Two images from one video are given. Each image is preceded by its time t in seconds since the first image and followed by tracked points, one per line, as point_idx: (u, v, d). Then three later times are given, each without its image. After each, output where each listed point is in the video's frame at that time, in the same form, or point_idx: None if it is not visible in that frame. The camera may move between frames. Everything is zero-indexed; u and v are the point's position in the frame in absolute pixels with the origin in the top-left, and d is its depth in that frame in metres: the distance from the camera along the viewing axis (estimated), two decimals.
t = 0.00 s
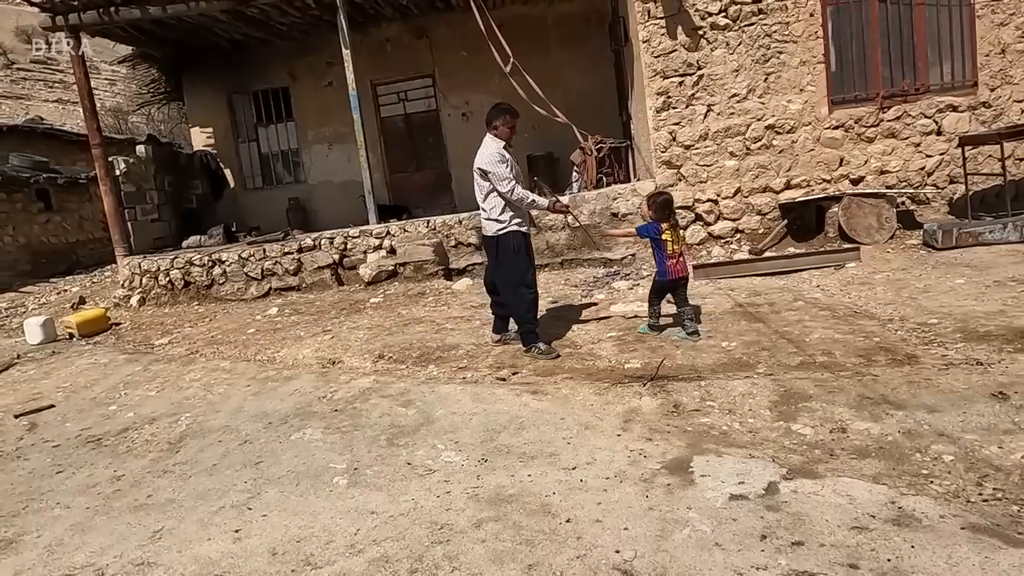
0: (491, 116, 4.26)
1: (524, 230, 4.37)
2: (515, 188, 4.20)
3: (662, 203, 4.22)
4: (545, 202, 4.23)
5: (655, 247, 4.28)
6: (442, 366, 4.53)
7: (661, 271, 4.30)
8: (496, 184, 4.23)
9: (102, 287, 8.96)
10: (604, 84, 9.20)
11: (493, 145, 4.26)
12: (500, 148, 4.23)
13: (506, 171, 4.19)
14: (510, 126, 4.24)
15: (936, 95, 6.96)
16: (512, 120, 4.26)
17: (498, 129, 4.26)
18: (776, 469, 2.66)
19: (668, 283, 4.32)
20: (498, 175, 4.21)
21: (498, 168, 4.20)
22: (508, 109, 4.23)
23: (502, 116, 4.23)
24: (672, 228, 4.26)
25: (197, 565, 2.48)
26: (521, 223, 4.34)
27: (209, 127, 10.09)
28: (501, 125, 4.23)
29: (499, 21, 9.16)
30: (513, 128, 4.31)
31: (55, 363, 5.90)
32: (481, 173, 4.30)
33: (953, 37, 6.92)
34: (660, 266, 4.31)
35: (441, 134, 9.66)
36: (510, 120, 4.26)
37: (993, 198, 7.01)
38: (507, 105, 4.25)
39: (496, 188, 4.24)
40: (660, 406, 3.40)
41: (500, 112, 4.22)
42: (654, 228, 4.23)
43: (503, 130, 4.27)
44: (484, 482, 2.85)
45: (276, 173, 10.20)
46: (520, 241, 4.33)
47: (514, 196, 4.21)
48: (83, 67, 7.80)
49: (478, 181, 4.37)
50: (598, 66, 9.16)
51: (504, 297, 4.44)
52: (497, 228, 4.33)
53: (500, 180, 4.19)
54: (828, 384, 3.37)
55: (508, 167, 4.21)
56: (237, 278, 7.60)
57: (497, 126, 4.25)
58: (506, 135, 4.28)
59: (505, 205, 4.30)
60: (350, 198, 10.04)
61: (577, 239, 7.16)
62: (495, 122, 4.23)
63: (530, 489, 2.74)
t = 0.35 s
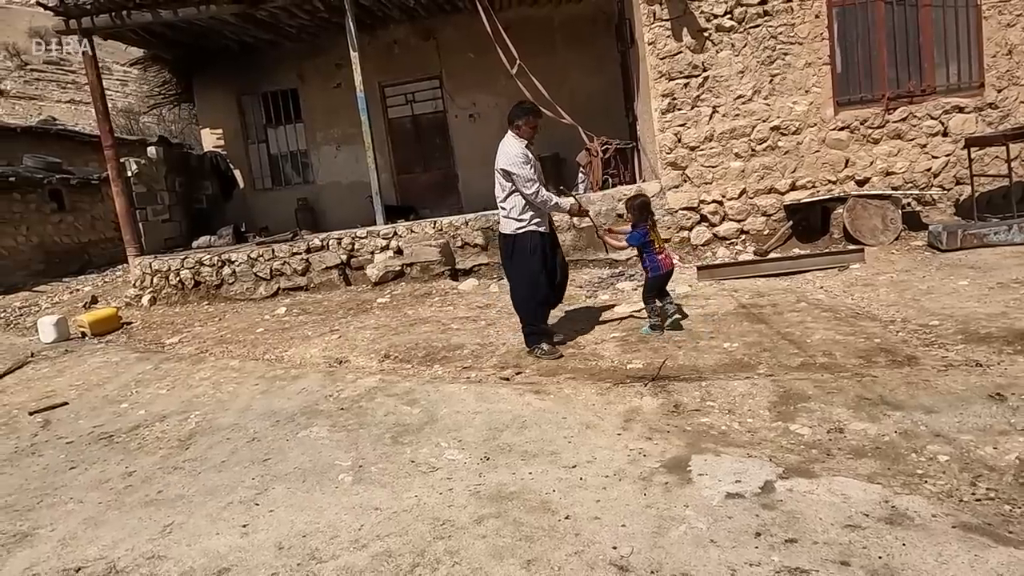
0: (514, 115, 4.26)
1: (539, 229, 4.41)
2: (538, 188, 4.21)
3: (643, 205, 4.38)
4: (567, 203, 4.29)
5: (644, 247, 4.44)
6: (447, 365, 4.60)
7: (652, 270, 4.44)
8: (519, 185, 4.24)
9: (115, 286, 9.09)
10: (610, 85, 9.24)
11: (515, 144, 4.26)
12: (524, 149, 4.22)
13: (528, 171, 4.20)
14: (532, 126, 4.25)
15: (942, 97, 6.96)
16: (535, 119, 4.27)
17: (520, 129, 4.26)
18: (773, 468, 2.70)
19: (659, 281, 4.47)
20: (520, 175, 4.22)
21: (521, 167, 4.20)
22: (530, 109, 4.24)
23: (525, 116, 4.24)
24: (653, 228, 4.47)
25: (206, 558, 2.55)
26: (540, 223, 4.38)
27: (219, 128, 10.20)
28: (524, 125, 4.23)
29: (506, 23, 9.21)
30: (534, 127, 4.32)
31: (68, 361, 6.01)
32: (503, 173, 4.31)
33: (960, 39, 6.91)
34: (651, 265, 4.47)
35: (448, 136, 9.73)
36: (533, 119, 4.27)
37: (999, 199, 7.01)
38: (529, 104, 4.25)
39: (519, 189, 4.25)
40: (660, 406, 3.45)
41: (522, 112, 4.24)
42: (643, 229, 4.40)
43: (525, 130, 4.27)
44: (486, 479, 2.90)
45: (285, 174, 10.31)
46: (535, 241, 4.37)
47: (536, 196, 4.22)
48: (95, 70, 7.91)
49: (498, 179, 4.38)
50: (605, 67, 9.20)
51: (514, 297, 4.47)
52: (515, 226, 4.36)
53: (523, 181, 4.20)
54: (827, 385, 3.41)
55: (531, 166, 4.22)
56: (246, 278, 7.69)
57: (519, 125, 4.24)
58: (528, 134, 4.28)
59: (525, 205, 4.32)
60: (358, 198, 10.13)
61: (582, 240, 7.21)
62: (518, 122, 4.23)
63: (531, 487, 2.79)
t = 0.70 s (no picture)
0: (542, 114, 4.25)
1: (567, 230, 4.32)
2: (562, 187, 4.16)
3: (642, 201, 4.52)
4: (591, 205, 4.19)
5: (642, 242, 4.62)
6: (450, 362, 4.66)
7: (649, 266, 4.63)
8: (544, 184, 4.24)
9: (126, 285, 9.23)
10: (616, 85, 9.28)
11: (542, 144, 4.25)
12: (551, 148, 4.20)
13: (553, 170, 4.17)
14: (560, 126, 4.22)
15: (948, 96, 6.95)
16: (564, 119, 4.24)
17: (548, 128, 4.24)
18: (765, 462, 2.75)
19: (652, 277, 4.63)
20: (545, 173, 4.19)
21: (547, 166, 4.18)
22: (559, 108, 4.21)
23: (552, 115, 4.21)
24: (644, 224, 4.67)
25: (211, 547, 2.62)
26: (566, 223, 4.31)
27: (229, 129, 10.33)
28: (552, 124, 4.21)
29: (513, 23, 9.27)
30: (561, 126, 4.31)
31: (81, 358, 6.13)
32: (530, 171, 4.30)
33: (966, 38, 6.90)
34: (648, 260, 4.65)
35: (455, 136, 9.81)
36: (561, 119, 4.24)
37: (1006, 198, 6.99)
38: (558, 104, 4.23)
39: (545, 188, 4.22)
40: (657, 402, 3.50)
41: (550, 111, 4.22)
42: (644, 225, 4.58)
43: (553, 129, 4.25)
44: (484, 472, 2.97)
45: (294, 174, 10.42)
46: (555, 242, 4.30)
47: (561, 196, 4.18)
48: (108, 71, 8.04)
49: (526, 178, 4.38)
50: (611, 67, 9.24)
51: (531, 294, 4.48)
52: (541, 226, 4.31)
53: (548, 179, 4.17)
54: (822, 381, 3.45)
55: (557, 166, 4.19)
56: (255, 277, 7.80)
57: (547, 124, 4.23)
58: (556, 133, 4.25)
59: (551, 204, 4.28)
60: (366, 198, 10.22)
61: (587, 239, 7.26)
62: (545, 121, 4.22)
63: (528, 479, 2.85)
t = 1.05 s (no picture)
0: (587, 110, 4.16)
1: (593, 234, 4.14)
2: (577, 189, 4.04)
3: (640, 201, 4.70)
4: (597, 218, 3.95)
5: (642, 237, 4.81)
6: (454, 360, 4.76)
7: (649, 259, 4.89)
8: (568, 181, 4.14)
9: (140, 284, 9.40)
10: (622, 86, 9.35)
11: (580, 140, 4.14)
12: (582, 145, 4.06)
13: (576, 169, 4.06)
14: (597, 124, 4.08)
15: (952, 96, 6.96)
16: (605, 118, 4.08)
17: (589, 124, 4.12)
18: (755, 457, 2.82)
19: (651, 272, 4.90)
20: (570, 172, 4.12)
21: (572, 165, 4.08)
22: (600, 105, 4.07)
23: (593, 112, 4.09)
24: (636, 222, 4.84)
25: (220, 536, 2.73)
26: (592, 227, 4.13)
27: (240, 130, 10.48)
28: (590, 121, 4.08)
29: (520, 25, 9.35)
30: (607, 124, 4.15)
31: (95, 356, 6.28)
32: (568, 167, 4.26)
33: (970, 38, 6.91)
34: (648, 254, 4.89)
35: (462, 136, 9.91)
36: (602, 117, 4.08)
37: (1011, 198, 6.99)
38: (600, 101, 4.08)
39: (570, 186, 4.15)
40: (654, 400, 3.57)
41: (591, 108, 4.11)
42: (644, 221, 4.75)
43: (594, 126, 4.11)
44: (484, 466, 3.06)
45: (303, 175, 10.56)
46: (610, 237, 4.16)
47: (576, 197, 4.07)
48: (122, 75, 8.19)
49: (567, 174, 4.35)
50: (617, 68, 9.30)
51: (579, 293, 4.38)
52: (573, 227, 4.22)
53: (569, 178, 4.10)
54: (817, 379, 3.52)
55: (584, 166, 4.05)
56: (265, 276, 7.93)
57: (587, 121, 4.11)
58: (595, 131, 4.11)
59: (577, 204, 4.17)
60: (374, 198, 10.34)
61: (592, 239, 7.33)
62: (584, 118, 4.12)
63: (526, 473, 2.94)
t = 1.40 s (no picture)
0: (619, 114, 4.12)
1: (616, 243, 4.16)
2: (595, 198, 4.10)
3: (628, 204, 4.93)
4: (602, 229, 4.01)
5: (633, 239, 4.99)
6: (460, 358, 4.85)
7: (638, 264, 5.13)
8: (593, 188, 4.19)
9: (153, 283, 9.55)
10: (630, 87, 9.40)
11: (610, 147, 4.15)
12: (606, 153, 4.09)
13: (599, 177, 4.10)
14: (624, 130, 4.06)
15: (959, 96, 6.96)
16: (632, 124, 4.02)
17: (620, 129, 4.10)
18: (751, 453, 2.89)
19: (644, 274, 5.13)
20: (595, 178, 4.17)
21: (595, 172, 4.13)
22: (628, 109, 3.99)
23: (622, 117, 4.03)
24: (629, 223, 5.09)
25: (231, 527, 2.83)
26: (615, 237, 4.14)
27: (251, 131, 10.62)
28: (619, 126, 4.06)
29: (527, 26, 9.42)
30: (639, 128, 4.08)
31: (110, 353, 6.41)
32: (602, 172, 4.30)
33: (977, 38, 6.91)
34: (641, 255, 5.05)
35: (471, 137, 9.99)
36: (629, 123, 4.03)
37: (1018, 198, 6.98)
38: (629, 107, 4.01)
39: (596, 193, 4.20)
40: (655, 398, 3.64)
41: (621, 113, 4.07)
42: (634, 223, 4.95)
43: (624, 132, 4.09)
44: (487, 462, 3.14)
45: (314, 175, 10.69)
46: (651, 248, 4.08)
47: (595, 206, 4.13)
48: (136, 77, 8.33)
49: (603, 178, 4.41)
50: (624, 69, 9.36)
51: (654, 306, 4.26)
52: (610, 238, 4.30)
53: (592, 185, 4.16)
54: (815, 378, 3.58)
55: (606, 173, 4.07)
56: (276, 276, 8.05)
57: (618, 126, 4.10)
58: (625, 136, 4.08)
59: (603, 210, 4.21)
60: (382, 198, 10.45)
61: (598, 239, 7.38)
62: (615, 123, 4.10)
63: (528, 468, 3.02)
